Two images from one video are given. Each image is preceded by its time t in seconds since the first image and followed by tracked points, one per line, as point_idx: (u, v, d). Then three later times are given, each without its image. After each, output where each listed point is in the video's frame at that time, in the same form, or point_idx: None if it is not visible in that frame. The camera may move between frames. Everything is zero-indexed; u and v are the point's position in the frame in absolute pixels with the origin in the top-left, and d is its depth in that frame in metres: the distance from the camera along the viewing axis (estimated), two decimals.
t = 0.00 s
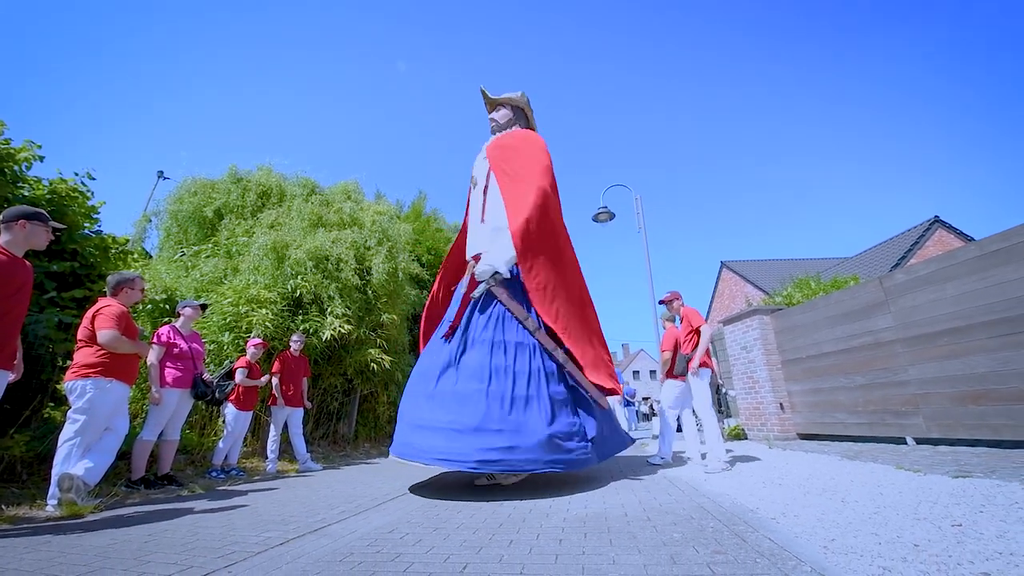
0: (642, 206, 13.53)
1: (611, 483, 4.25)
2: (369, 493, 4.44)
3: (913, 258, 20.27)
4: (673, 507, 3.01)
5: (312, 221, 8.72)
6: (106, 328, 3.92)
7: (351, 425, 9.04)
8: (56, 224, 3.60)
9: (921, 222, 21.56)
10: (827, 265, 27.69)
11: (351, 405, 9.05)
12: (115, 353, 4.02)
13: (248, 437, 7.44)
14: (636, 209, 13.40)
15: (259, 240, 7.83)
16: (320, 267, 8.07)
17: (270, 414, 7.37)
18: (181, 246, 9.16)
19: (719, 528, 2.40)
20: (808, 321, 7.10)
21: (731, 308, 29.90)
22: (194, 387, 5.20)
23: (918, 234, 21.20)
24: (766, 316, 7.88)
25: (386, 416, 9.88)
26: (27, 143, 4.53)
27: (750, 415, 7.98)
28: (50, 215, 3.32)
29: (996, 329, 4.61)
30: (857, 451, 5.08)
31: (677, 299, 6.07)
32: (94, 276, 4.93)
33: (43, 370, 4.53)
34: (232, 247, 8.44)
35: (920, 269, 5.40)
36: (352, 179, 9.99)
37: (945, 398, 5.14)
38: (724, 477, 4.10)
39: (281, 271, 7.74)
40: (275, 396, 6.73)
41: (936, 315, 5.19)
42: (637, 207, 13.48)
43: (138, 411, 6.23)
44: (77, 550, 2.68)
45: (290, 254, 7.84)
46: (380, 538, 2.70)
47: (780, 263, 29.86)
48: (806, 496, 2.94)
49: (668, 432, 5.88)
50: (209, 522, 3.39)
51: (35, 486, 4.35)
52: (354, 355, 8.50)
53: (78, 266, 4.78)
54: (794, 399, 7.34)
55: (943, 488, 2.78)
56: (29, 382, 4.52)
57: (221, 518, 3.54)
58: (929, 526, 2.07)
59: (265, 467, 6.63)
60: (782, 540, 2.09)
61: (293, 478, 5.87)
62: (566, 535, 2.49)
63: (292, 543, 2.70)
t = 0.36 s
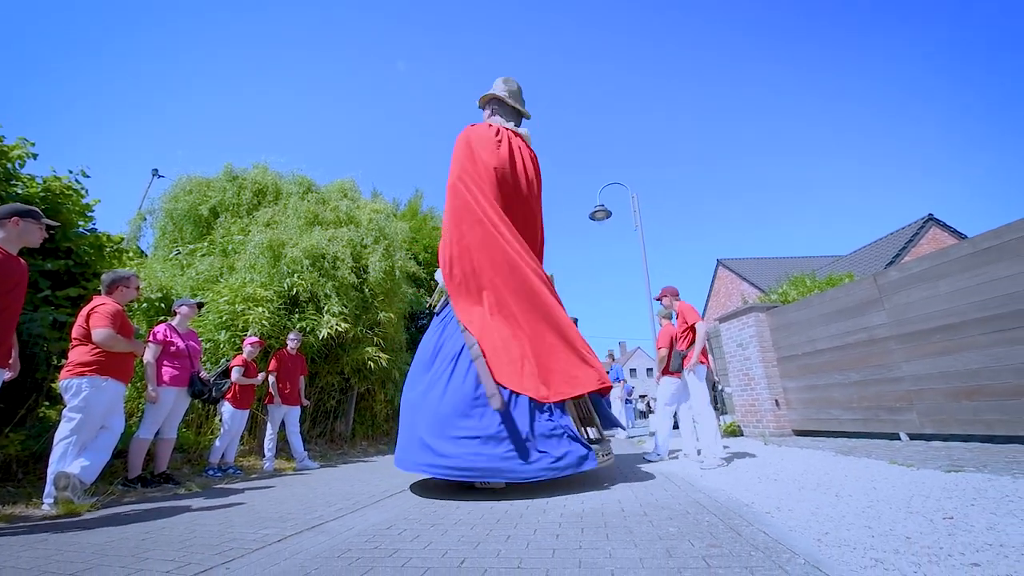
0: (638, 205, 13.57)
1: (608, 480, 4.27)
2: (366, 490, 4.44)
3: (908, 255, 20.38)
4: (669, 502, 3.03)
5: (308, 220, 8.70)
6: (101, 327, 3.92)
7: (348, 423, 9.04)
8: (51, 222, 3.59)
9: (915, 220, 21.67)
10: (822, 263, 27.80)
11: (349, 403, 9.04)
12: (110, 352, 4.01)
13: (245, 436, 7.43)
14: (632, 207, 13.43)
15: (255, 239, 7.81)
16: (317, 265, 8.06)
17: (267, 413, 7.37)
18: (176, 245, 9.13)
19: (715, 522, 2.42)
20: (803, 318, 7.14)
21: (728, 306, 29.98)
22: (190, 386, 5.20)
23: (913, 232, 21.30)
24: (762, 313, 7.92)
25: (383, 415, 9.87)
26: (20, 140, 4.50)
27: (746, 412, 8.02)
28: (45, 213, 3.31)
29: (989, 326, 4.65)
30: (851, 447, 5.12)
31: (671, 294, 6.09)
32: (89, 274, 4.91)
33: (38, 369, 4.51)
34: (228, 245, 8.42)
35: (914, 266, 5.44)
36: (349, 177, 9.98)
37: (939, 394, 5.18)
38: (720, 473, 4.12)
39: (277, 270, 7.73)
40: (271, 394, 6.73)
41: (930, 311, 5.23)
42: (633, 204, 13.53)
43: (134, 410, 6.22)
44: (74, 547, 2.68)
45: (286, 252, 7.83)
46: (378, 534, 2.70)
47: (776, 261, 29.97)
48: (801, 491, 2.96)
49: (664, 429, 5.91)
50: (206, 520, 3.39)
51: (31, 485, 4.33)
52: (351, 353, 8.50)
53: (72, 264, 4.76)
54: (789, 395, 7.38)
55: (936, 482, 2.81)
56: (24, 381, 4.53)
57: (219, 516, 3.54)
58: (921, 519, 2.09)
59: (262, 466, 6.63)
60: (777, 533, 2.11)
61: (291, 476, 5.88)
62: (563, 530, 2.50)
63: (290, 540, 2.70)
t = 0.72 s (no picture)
0: (639, 202, 13.55)
1: (608, 476, 4.28)
2: (367, 486, 4.46)
3: (909, 254, 20.36)
4: (669, 499, 3.03)
5: (309, 217, 8.70)
6: (103, 323, 3.93)
7: (348, 420, 9.05)
8: (52, 219, 3.59)
9: (916, 218, 21.66)
10: (823, 262, 27.79)
11: (349, 400, 9.06)
12: (112, 348, 4.02)
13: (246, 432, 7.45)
14: (633, 205, 13.40)
15: (256, 235, 7.82)
16: (318, 262, 8.06)
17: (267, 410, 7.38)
18: (177, 241, 9.14)
19: (714, 519, 2.43)
20: (804, 316, 7.14)
21: (728, 305, 29.99)
22: (192, 382, 5.21)
23: (914, 231, 21.28)
24: (763, 311, 7.91)
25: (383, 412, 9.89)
26: (21, 137, 4.51)
27: (746, 409, 8.03)
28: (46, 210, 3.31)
29: (990, 324, 4.64)
30: (851, 444, 5.13)
31: (676, 294, 6.09)
32: (90, 270, 4.91)
33: (39, 365, 4.50)
34: (229, 241, 8.42)
35: (914, 264, 5.43)
36: (350, 174, 9.97)
37: (938, 393, 5.18)
38: (721, 471, 4.11)
39: (278, 266, 7.74)
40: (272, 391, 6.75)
41: (930, 310, 5.23)
42: (635, 202, 13.51)
43: (135, 406, 6.23)
44: (76, 542, 2.69)
45: (287, 249, 7.83)
46: (379, 529, 2.71)
47: (777, 259, 29.94)
48: (800, 489, 2.97)
49: (665, 426, 5.91)
50: (208, 515, 3.41)
51: (32, 481, 4.34)
52: (352, 350, 8.51)
53: (74, 260, 4.77)
54: (789, 393, 7.39)
55: (936, 480, 2.82)
56: (26, 376, 4.51)
57: (220, 511, 3.55)
58: (920, 517, 2.10)
59: (263, 462, 6.64)
60: (776, 530, 2.12)
61: (292, 472, 5.89)
62: (563, 526, 2.51)
63: (291, 535, 2.71)
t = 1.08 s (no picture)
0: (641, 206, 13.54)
1: (610, 479, 4.26)
2: (367, 489, 4.44)
3: (911, 258, 20.31)
4: (671, 504, 3.01)
5: (311, 219, 8.70)
6: (105, 324, 3.92)
7: (349, 423, 9.04)
8: (53, 220, 3.59)
9: (919, 223, 21.61)
10: (825, 266, 27.74)
11: (350, 403, 9.05)
12: (113, 349, 4.01)
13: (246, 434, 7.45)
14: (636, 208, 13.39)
15: (258, 237, 7.82)
16: (319, 264, 8.06)
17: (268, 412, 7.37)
18: (180, 243, 9.15)
19: (717, 525, 2.40)
20: (807, 320, 7.12)
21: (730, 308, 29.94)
22: (193, 384, 5.20)
23: (916, 235, 21.22)
24: (765, 315, 7.88)
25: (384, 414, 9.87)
26: (25, 138, 4.51)
27: (748, 414, 8.00)
28: (48, 210, 3.31)
29: (995, 329, 4.61)
30: (854, 449, 5.10)
31: (678, 300, 6.07)
32: (92, 272, 4.91)
33: (41, 365, 4.50)
34: (231, 243, 8.43)
35: (918, 269, 5.41)
36: (352, 176, 9.98)
37: (942, 398, 5.15)
38: (723, 476, 4.09)
39: (280, 268, 7.74)
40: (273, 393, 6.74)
41: (934, 314, 5.19)
42: (637, 205, 13.50)
43: (136, 407, 6.22)
44: (75, 544, 2.67)
45: (289, 251, 7.84)
46: (378, 533, 2.70)
47: (779, 263, 29.89)
48: (803, 494, 2.94)
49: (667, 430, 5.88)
50: (207, 517, 3.39)
51: (32, 482, 4.34)
52: (353, 352, 8.50)
53: (76, 262, 4.77)
54: (792, 398, 7.36)
55: (940, 486, 2.79)
56: (27, 377, 4.51)
57: (219, 513, 3.53)
58: (925, 524, 2.08)
59: (263, 464, 6.63)
60: (779, 537, 2.10)
61: (292, 475, 5.88)
62: (564, 531, 2.49)
63: (290, 538, 2.70)
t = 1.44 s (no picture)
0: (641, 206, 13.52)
1: (610, 479, 4.24)
2: (365, 489, 4.42)
3: (910, 259, 20.33)
4: (670, 504, 2.99)
5: (310, 218, 8.68)
6: (102, 323, 3.90)
7: (348, 423, 9.02)
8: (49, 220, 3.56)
9: (917, 223, 21.66)
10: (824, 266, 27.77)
11: (348, 403, 9.03)
12: (110, 349, 4.00)
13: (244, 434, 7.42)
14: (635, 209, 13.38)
15: (256, 237, 7.80)
16: (318, 264, 8.04)
17: (266, 412, 7.34)
18: (177, 243, 9.12)
19: (716, 525, 2.39)
20: (805, 320, 7.11)
21: (729, 308, 29.96)
22: (191, 384, 5.18)
23: (915, 235, 21.24)
24: (764, 315, 7.87)
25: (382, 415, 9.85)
26: (22, 136, 4.49)
27: (747, 414, 7.99)
28: (46, 210, 3.30)
29: (994, 329, 4.60)
30: (853, 449, 5.09)
31: (676, 302, 6.06)
32: (89, 271, 4.89)
33: (37, 365, 4.48)
34: (230, 243, 8.40)
35: (917, 269, 5.41)
36: (350, 176, 9.96)
37: (942, 398, 5.14)
38: (722, 475, 4.08)
39: (278, 268, 7.72)
40: (271, 393, 6.72)
41: (933, 314, 5.19)
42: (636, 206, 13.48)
43: (133, 407, 6.19)
44: (70, 545, 2.65)
45: (287, 250, 7.82)
46: (375, 534, 2.68)
47: (778, 263, 29.92)
48: (802, 494, 2.93)
49: (666, 430, 5.87)
50: (203, 518, 3.37)
51: (28, 482, 4.31)
52: (351, 352, 8.48)
53: (73, 261, 4.74)
54: (791, 397, 7.35)
55: (940, 486, 2.78)
56: (23, 377, 4.49)
57: (216, 514, 3.51)
58: (925, 524, 2.07)
59: (261, 464, 6.61)
60: (778, 537, 2.09)
61: (290, 475, 5.86)
62: (562, 531, 2.48)
63: (287, 539, 2.68)
